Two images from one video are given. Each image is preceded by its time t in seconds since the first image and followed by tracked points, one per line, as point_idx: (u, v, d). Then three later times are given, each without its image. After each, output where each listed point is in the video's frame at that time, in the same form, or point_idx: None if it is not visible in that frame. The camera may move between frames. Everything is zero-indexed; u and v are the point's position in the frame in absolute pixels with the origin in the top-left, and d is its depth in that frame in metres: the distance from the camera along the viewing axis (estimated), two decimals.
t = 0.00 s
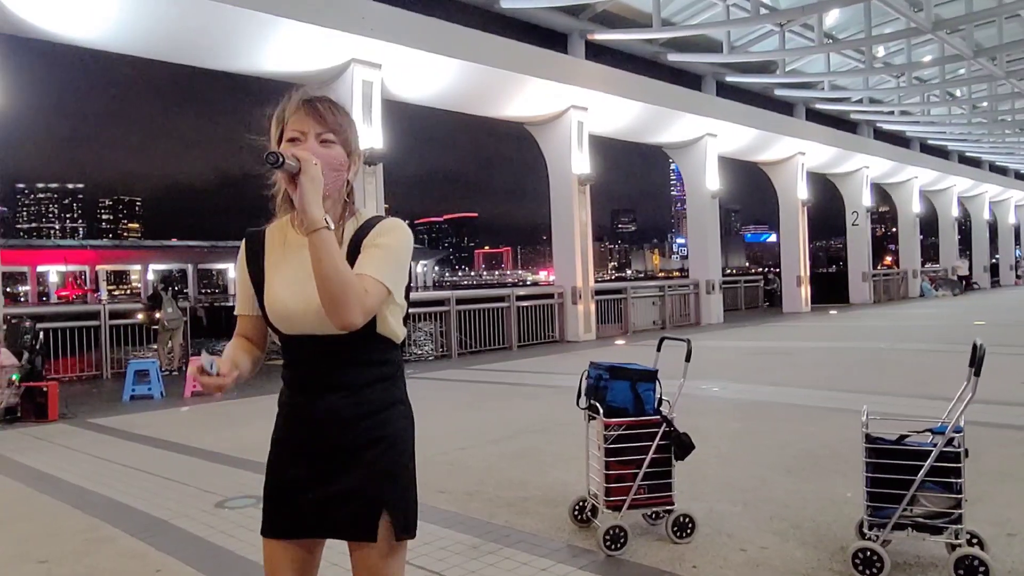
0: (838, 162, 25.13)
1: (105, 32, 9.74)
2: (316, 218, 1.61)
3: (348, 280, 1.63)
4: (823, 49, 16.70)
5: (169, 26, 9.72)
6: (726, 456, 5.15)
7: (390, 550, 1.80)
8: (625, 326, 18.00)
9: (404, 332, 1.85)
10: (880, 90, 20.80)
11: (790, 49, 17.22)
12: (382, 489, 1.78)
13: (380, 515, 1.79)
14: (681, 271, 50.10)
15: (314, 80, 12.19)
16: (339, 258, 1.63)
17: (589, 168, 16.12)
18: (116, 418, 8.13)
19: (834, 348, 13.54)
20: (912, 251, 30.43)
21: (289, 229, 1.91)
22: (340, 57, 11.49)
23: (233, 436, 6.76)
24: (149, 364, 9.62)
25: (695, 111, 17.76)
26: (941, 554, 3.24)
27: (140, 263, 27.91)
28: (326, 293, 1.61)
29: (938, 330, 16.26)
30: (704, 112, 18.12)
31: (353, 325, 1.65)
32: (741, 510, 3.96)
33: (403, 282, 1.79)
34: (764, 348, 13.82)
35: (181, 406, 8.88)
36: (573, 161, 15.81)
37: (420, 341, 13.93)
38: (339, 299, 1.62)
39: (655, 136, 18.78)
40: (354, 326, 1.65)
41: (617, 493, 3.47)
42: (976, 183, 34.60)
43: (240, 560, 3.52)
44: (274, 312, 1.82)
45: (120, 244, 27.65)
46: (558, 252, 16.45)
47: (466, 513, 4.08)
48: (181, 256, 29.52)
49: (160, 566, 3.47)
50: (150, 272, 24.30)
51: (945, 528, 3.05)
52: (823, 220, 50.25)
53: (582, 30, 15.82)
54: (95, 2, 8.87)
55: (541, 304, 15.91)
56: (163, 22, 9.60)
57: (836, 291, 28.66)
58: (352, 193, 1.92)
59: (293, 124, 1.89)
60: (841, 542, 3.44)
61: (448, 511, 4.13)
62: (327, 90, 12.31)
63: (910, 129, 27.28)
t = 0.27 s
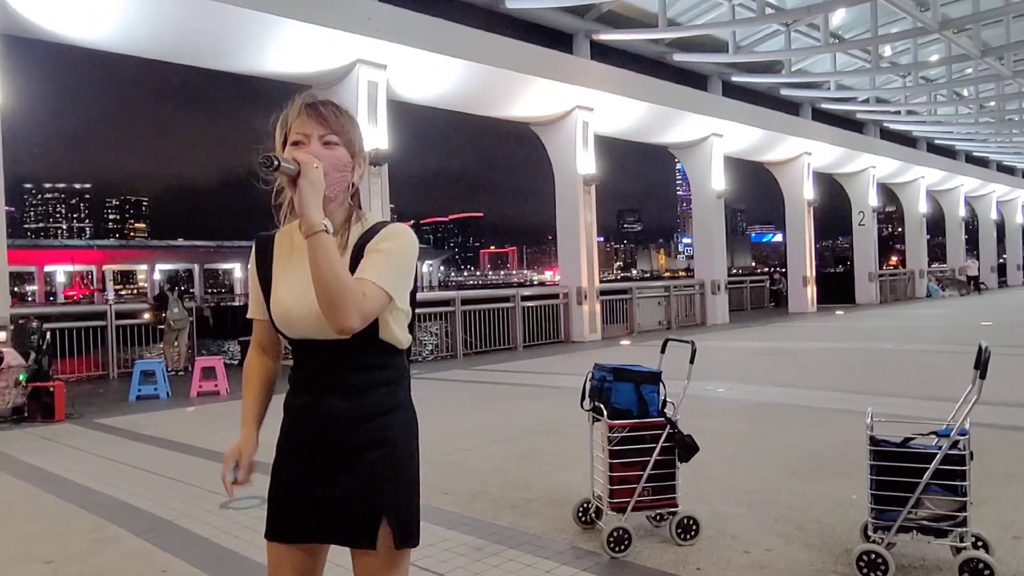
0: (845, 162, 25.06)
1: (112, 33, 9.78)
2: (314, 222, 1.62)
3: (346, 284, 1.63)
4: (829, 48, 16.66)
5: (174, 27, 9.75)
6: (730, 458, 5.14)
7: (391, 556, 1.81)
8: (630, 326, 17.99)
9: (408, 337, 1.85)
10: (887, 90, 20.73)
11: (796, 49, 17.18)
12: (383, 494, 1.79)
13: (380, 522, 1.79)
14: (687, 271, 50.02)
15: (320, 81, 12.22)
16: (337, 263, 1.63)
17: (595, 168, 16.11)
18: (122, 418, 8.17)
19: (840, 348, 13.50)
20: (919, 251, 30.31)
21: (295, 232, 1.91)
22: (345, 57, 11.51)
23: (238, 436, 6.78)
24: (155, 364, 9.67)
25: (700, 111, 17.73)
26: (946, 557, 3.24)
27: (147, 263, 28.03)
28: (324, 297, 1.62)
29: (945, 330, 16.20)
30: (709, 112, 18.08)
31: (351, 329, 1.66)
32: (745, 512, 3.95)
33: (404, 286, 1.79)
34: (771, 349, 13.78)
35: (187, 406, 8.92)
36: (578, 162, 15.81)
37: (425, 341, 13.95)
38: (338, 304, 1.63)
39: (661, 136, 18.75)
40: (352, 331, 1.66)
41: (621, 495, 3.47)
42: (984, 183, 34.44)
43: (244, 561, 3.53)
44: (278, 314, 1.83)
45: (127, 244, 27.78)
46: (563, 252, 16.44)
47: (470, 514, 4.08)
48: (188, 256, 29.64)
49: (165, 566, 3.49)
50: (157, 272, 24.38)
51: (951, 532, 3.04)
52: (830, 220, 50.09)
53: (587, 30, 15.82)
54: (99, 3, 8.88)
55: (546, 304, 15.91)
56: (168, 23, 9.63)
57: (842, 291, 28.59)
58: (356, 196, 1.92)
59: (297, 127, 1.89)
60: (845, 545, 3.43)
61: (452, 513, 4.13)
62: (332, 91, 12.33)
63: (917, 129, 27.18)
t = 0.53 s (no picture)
0: (851, 163, 25.00)
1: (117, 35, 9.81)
2: (311, 230, 1.63)
3: (343, 292, 1.64)
4: (835, 49, 16.62)
5: (178, 28, 9.78)
6: (734, 460, 5.13)
7: (392, 568, 1.82)
8: (634, 326, 17.97)
9: (413, 345, 1.85)
10: (892, 90, 20.67)
11: (800, 49, 17.15)
12: (388, 502, 1.80)
13: (383, 532, 1.80)
14: (692, 271, 49.91)
15: (324, 82, 12.24)
16: (334, 272, 1.64)
17: (599, 168, 16.10)
18: (128, 419, 8.20)
19: (845, 350, 13.47)
20: (924, 251, 30.22)
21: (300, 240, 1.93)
22: (350, 58, 11.53)
23: (243, 437, 6.80)
24: (160, 365, 9.69)
25: (705, 112, 17.71)
26: (950, 560, 3.25)
27: (153, 263, 28.12)
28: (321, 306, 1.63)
29: (950, 331, 16.13)
30: (713, 112, 18.04)
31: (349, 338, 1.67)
32: (749, 515, 3.95)
33: (406, 294, 1.79)
34: (775, 350, 13.75)
35: (192, 407, 8.95)
36: (583, 163, 15.80)
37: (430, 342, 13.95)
38: (334, 311, 1.64)
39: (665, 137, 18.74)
40: (351, 339, 1.66)
41: (624, 497, 3.47)
42: (990, 183, 34.32)
43: (248, 563, 3.55)
44: (283, 322, 1.85)
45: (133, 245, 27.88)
46: (568, 253, 16.44)
47: (473, 516, 4.09)
48: (192, 257, 29.75)
49: (169, 568, 3.50)
50: (162, 272, 24.45)
51: (954, 535, 3.05)
52: (835, 220, 49.95)
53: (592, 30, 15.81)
54: (102, 4, 8.89)
55: (550, 304, 15.91)
56: (172, 25, 9.65)
57: (847, 292, 28.52)
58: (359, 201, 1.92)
59: (299, 135, 1.91)
60: (849, 548, 3.44)
61: (455, 515, 4.14)
62: (337, 92, 12.35)
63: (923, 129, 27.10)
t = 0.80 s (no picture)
0: (857, 163, 24.94)
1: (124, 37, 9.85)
2: (291, 245, 1.64)
3: (323, 307, 1.65)
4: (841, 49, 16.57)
5: (184, 30, 9.81)
6: (740, 463, 5.12)
7: None
8: (639, 327, 17.96)
9: (411, 355, 1.85)
10: (898, 90, 20.61)
11: (806, 50, 17.11)
12: (388, 511, 1.81)
13: (381, 542, 1.82)
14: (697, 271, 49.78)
15: (330, 83, 12.27)
16: (314, 287, 1.65)
17: (604, 169, 16.09)
18: (135, 419, 8.24)
19: (852, 351, 13.43)
20: (931, 251, 30.12)
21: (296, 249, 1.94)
22: (355, 60, 11.55)
23: (249, 438, 6.82)
24: (166, 365, 9.73)
25: (710, 112, 17.68)
26: (956, 564, 3.25)
27: (159, 263, 28.20)
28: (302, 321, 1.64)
29: (958, 332, 16.07)
30: (718, 113, 18.01)
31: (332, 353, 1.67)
32: (755, 518, 3.94)
33: (394, 305, 1.78)
34: (781, 351, 13.72)
35: (199, 408, 8.98)
36: (588, 163, 15.80)
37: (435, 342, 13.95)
38: (316, 325, 1.64)
39: (670, 137, 18.72)
40: (334, 353, 1.67)
41: (630, 501, 3.47)
42: (997, 183, 34.16)
43: (254, 565, 3.55)
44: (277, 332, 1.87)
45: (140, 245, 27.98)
46: (573, 254, 16.43)
47: (479, 519, 4.10)
48: (198, 257, 29.83)
49: (175, 569, 3.52)
50: (169, 272, 24.53)
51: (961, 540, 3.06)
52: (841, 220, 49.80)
53: (597, 31, 15.80)
54: (109, 6, 8.93)
55: (555, 305, 15.92)
56: (178, 26, 9.68)
57: (854, 293, 28.43)
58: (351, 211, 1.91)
59: (291, 146, 1.91)
60: (855, 552, 3.44)
61: (461, 517, 4.14)
62: (342, 93, 12.38)
63: (929, 129, 27.01)
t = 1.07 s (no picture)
0: (861, 163, 24.88)
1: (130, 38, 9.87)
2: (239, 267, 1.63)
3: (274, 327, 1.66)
4: (846, 49, 16.53)
5: (189, 31, 9.84)
6: (746, 465, 5.11)
7: None
8: (643, 327, 17.94)
9: (384, 369, 1.84)
10: (903, 91, 20.56)
11: (811, 50, 17.07)
12: (360, 528, 1.81)
13: (351, 559, 1.83)
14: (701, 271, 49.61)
15: (335, 84, 12.29)
16: (265, 307, 1.66)
17: (608, 170, 16.08)
18: (141, 420, 8.26)
19: (857, 351, 13.40)
20: (936, 252, 30.04)
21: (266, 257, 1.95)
22: (360, 61, 11.57)
23: (254, 439, 6.83)
24: (172, 366, 9.75)
25: (714, 113, 17.67)
26: (963, 567, 3.27)
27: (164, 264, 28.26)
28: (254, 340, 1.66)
29: (964, 333, 16.02)
30: (723, 113, 17.99)
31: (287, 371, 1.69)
32: (761, 521, 3.94)
33: (357, 321, 1.75)
34: (786, 351, 13.69)
35: (204, 408, 9.00)
36: (592, 164, 15.79)
37: (439, 343, 13.94)
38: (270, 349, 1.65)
39: (674, 138, 18.70)
40: (289, 373, 1.69)
41: (635, 503, 3.47)
42: (1003, 182, 34.06)
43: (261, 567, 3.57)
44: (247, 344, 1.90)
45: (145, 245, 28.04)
46: (577, 254, 16.42)
47: (485, 521, 4.10)
48: (202, 256, 29.90)
49: (181, 571, 3.53)
50: (174, 271, 24.60)
51: (968, 544, 3.07)
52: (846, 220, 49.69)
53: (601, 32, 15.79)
54: (115, 7, 8.96)
55: (560, 306, 15.92)
56: (183, 27, 9.71)
57: (859, 293, 28.36)
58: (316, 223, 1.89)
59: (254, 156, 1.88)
60: (861, 554, 3.44)
61: (467, 519, 4.15)
62: (347, 94, 12.40)
63: (935, 129, 26.93)
